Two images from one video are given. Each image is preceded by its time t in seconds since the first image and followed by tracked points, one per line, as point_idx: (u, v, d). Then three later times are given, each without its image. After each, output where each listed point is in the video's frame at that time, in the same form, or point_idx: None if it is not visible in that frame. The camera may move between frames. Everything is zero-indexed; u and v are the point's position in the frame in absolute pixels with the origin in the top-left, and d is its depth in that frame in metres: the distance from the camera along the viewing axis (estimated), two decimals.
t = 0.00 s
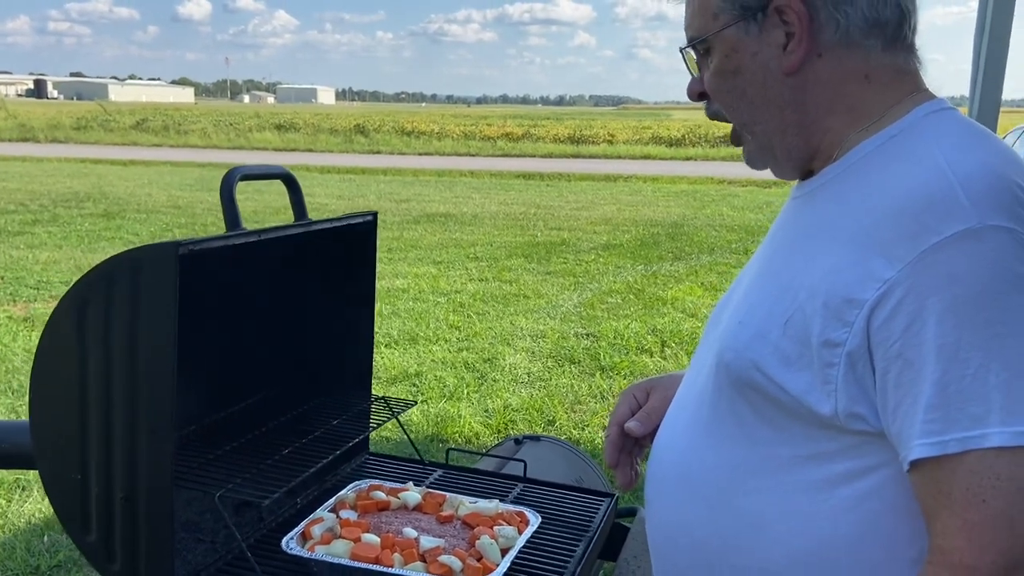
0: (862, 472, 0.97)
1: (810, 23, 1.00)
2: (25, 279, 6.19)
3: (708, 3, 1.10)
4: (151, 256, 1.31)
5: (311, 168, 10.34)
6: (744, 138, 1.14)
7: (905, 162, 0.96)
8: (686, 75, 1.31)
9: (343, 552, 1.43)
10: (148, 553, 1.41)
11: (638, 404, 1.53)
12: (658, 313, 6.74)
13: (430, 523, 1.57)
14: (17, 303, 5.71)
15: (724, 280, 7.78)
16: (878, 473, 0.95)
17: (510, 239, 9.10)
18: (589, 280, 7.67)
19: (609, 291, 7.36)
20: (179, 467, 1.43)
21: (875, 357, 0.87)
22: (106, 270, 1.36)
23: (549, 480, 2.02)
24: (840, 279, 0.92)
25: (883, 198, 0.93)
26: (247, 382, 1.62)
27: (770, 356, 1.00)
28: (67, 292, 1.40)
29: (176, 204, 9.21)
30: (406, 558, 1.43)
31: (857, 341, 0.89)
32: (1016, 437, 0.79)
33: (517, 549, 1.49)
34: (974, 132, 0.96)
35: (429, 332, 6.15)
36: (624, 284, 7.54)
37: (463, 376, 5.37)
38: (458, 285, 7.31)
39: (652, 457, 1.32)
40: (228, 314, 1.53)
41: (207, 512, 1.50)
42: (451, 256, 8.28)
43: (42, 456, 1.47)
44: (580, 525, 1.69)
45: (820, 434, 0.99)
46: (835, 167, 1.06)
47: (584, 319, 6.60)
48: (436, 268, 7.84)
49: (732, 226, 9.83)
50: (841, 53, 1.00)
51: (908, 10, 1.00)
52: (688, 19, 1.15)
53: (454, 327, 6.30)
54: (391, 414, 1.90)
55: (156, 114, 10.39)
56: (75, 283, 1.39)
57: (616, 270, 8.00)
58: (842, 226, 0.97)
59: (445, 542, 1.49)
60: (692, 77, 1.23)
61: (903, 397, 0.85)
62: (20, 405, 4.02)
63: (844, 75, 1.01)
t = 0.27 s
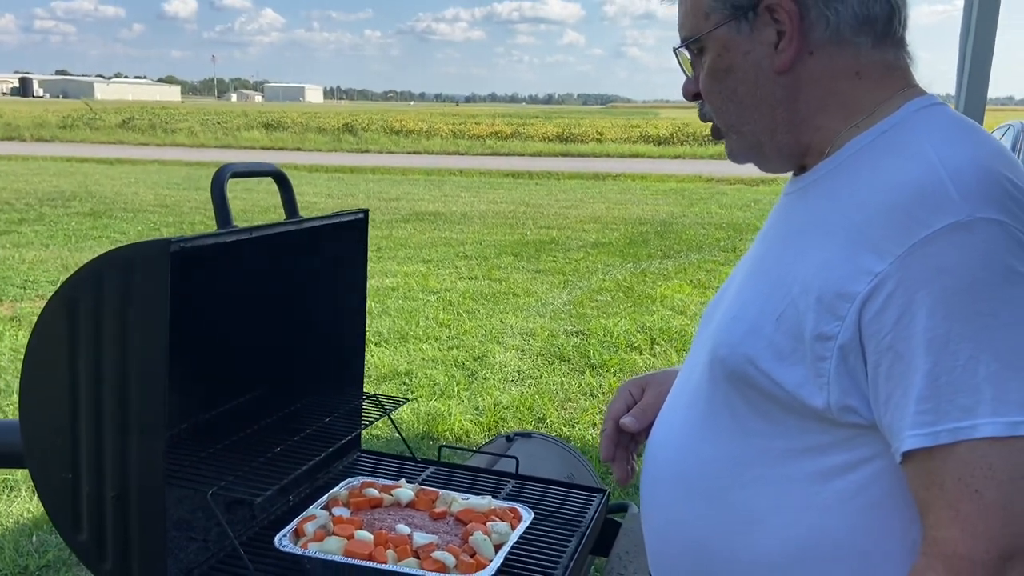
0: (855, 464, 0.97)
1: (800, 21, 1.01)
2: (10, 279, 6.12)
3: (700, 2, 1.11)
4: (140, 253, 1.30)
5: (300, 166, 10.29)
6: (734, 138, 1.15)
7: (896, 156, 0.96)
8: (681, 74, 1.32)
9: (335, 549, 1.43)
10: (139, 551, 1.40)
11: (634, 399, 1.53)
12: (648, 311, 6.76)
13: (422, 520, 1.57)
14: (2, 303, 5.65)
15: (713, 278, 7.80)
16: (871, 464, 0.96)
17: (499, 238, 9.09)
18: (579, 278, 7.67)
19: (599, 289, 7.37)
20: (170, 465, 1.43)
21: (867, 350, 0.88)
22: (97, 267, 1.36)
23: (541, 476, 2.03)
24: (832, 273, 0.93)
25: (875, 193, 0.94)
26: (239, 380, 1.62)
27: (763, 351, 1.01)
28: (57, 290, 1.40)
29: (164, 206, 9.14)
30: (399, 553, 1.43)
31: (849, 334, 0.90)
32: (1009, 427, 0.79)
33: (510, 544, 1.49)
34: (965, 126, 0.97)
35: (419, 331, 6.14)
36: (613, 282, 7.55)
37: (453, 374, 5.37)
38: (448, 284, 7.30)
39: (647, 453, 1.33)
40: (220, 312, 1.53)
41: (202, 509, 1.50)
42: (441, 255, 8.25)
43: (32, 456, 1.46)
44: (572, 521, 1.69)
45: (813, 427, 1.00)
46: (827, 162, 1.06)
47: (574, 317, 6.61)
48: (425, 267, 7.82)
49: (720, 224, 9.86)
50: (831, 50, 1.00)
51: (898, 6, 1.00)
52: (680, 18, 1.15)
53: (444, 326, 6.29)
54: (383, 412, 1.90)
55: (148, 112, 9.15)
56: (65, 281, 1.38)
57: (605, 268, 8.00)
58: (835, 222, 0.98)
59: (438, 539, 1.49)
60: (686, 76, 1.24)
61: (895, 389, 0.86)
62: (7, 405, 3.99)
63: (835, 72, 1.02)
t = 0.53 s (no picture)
0: (850, 457, 0.98)
1: (795, 15, 1.03)
2: None
3: None
4: (129, 250, 1.29)
5: (285, 165, 10.23)
6: (731, 131, 1.17)
7: (891, 152, 0.98)
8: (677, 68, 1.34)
9: (326, 547, 1.43)
10: (129, 551, 1.39)
11: (627, 393, 1.53)
12: (635, 309, 6.77)
13: (413, 517, 1.57)
14: None
15: (699, 276, 7.82)
16: (866, 457, 0.97)
17: (486, 237, 9.07)
18: (566, 277, 7.67)
19: (586, 287, 7.38)
20: (160, 464, 1.41)
21: (863, 344, 0.89)
22: (84, 264, 1.34)
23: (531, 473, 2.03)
24: (827, 267, 0.94)
25: (870, 189, 0.96)
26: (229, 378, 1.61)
27: (759, 344, 1.02)
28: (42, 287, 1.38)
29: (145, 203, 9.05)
30: (390, 551, 1.43)
31: (845, 328, 0.91)
32: (1005, 420, 0.80)
33: (501, 540, 1.49)
34: (960, 122, 0.98)
35: (407, 329, 6.13)
36: (600, 280, 7.56)
37: (441, 373, 5.37)
38: (435, 283, 7.26)
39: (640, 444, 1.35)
40: (212, 309, 1.53)
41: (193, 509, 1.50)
42: (427, 254, 8.22)
43: (18, 454, 1.45)
44: (562, 517, 1.70)
45: (808, 419, 1.01)
46: (823, 158, 1.08)
47: (561, 316, 6.62)
48: (412, 266, 7.79)
49: (706, 223, 9.89)
50: (826, 43, 1.03)
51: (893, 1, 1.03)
52: (679, 12, 1.18)
53: (431, 324, 6.28)
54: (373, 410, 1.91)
55: (132, 113, 9.18)
56: (51, 278, 1.36)
57: (591, 267, 8.00)
58: (830, 217, 0.99)
59: (429, 535, 1.49)
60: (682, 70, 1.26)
61: (891, 382, 0.87)
62: None
63: (830, 66, 1.04)
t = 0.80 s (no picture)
0: (863, 441, 1.02)
1: (805, 11, 1.06)
2: None
3: None
4: (143, 244, 1.30)
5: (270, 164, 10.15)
6: (743, 122, 1.20)
7: (902, 148, 1.02)
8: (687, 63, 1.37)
9: (338, 537, 1.44)
10: (141, 544, 1.40)
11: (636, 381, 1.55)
12: (623, 307, 6.80)
13: (422, 508, 1.59)
14: None
15: (686, 275, 7.86)
16: (878, 441, 1.00)
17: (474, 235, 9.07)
18: (554, 275, 7.66)
19: (574, 286, 7.41)
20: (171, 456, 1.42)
21: (878, 333, 0.93)
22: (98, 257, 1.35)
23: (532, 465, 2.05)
24: (843, 257, 0.98)
25: (883, 183, 1.00)
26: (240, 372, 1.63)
27: (775, 332, 1.06)
28: (56, 280, 1.39)
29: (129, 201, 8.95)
30: (402, 540, 1.44)
31: (861, 316, 0.94)
32: (1017, 405, 0.84)
33: (510, 529, 1.52)
34: (968, 118, 1.02)
35: (396, 328, 6.13)
36: (588, 279, 7.58)
37: (433, 371, 5.39)
38: (424, 282, 7.21)
39: (653, 432, 1.38)
40: (224, 303, 1.54)
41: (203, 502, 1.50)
42: (415, 252, 8.20)
43: (29, 447, 1.45)
44: (566, 506, 1.72)
45: (823, 405, 1.04)
46: (832, 152, 1.12)
47: (550, 314, 6.62)
48: (400, 265, 7.76)
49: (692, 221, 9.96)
50: (836, 38, 1.05)
51: None
52: (690, 8, 1.21)
53: (421, 323, 6.27)
54: (376, 404, 1.92)
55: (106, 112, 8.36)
56: (66, 270, 1.37)
57: (579, 266, 8.01)
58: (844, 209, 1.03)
59: (439, 525, 1.51)
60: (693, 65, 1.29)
61: (905, 368, 0.90)
62: None
63: (840, 60, 1.07)
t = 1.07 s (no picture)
0: (885, 422, 1.07)
1: (824, 16, 1.11)
2: None
3: None
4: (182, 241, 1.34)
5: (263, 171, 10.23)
6: (763, 122, 1.26)
7: (920, 144, 1.07)
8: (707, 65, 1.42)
9: (370, 524, 1.48)
10: (179, 533, 1.44)
11: (658, 371, 1.66)
12: (616, 307, 6.82)
13: (447, 496, 1.64)
14: None
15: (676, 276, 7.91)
16: (901, 422, 1.06)
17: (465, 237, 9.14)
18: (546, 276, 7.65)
19: (566, 287, 7.43)
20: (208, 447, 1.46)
21: (900, 319, 0.98)
22: (136, 254, 1.38)
23: (544, 458, 2.10)
24: (865, 248, 1.03)
25: (902, 177, 1.05)
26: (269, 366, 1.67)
27: (800, 321, 1.11)
28: (94, 277, 1.42)
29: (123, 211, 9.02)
30: (432, 527, 1.48)
31: (884, 304, 1.00)
32: None
33: (536, 515, 1.58)
34: (981, 117, 1.08)
35: (392, 329, 6.14)
36: (580, 280, 7.59)
37: (429, 372, 5.45)
38: (417, 284, 7.25)
39: (686, 421, 1.45)
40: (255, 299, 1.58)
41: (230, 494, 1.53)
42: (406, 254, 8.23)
43: (65, 439, 1.48)
44: (584, 496, 1.77)
45: (847, 389, 1.10)
46: (850, 149, 1.17)
47: (543, 314, 6.61)
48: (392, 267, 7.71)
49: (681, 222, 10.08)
50: (853, 42, 1.11)
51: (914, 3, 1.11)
52: (712, 13, 1.26)
53: (416, 324, 6.27)
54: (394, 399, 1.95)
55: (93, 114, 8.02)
56: (104, 267, 1.41)
57: (571, 266, 7.86)
58: (865, 202, 1.08)
59: (466, 512, 1.56)
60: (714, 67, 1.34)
61: (927, 352, 0.95)
62: None
63: (858, 62, 1.12)
